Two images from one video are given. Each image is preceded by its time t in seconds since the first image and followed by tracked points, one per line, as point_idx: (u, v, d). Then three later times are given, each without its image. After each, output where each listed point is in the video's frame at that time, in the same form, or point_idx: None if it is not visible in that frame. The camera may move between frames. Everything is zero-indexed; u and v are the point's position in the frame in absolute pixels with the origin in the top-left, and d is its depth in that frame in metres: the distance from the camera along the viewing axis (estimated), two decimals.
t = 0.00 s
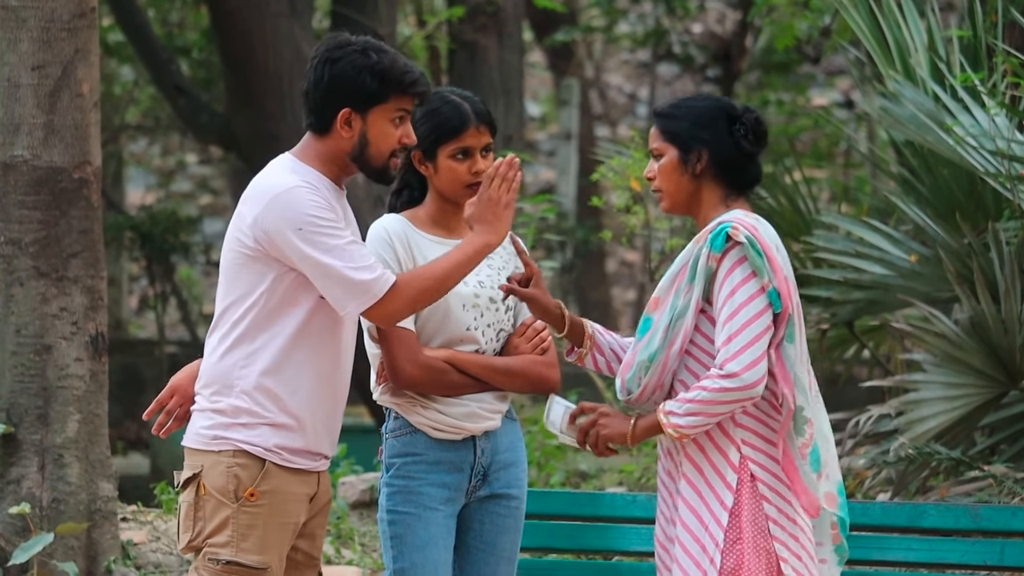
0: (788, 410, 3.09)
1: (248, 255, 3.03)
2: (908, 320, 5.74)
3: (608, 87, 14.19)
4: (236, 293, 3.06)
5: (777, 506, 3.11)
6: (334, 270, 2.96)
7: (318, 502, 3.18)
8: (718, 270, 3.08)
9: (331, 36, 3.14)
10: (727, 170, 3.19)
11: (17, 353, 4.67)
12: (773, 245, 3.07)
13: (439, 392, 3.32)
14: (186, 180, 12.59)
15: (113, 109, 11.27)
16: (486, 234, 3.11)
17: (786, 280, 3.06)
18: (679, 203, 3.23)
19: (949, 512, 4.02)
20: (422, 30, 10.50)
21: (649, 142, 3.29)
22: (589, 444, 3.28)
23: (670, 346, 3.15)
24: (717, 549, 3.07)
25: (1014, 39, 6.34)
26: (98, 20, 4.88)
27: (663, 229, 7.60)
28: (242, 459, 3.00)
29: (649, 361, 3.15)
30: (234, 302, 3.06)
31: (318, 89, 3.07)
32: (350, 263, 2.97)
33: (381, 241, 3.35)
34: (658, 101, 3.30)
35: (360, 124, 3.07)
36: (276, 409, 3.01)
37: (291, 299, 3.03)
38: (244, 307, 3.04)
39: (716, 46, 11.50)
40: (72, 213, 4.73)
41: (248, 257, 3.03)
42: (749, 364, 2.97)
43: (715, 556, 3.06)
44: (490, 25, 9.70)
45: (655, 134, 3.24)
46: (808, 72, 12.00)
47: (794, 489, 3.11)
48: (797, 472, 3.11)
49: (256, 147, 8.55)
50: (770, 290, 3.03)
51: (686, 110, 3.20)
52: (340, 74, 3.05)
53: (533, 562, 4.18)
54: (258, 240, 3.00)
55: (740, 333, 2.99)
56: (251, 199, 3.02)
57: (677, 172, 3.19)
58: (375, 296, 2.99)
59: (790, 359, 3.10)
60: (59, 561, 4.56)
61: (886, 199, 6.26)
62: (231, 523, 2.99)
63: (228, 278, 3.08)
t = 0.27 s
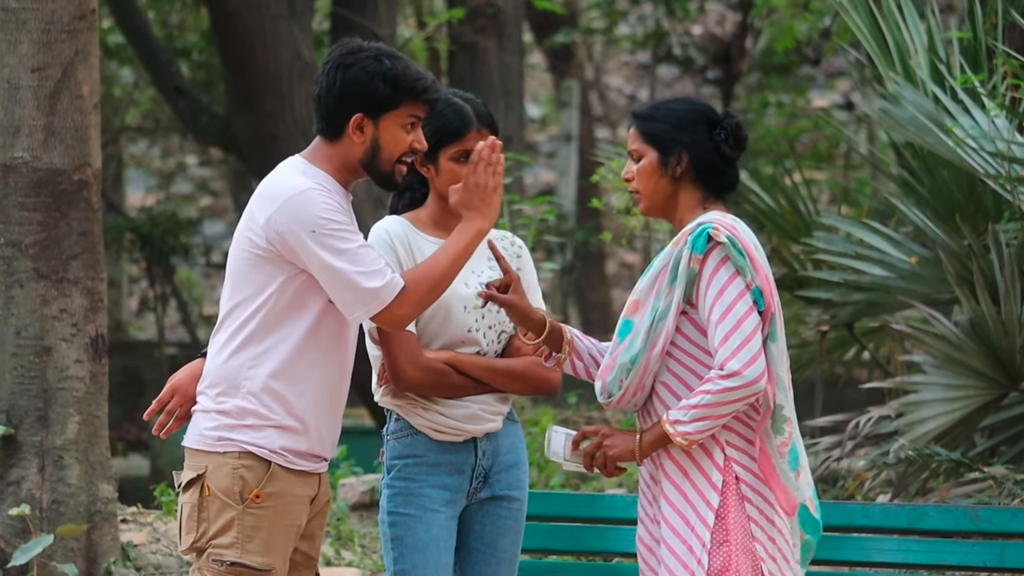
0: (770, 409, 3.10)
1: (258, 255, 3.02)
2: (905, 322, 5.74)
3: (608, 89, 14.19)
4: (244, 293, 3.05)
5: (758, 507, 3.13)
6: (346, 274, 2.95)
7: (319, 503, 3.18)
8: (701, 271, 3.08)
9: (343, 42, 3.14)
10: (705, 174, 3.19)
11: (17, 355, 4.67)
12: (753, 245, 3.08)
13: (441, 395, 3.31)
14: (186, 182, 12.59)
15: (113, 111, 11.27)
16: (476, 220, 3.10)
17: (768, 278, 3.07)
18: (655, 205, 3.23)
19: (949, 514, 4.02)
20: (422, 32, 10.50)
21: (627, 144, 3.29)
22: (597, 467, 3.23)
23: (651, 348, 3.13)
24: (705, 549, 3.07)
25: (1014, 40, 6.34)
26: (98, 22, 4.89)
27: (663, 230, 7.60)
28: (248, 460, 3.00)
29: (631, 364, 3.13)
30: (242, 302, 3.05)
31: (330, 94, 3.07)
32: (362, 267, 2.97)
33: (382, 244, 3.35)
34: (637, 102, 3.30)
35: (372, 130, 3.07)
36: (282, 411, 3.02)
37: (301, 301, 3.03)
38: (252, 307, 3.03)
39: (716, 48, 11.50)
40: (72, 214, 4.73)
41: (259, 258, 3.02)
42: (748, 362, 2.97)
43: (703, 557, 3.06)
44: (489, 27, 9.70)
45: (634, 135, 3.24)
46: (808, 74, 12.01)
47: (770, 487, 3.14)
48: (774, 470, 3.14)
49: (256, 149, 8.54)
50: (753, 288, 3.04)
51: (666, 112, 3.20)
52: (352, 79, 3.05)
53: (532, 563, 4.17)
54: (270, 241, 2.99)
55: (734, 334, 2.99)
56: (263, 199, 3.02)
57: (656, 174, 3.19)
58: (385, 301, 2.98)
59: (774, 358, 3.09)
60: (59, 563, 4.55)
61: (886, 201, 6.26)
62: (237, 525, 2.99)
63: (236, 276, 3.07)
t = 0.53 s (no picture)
0: (756, 409, 3.10)
1: (255, 255, 3.02)
2: (906, 323, 5.74)
3: (609, 90, 14.19)
4: (241, 293, 3.05)
5: (750, 505, 3.14)
6: (341, 273, 2.95)
7: (318, 503, 3.18)
8: (688, 272, 3.08)
9: (345, 45, 3.14)
10: (694, 176, 3.20)
11: (17, 355, 4.67)
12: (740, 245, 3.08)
13: (445, 395, 3.31)
14: (186, 183, 12.59)
15: (113, 111, 11.26)
16: (467, 216, 3.12)
17: (756, 278, 3.08)
18: (644, 202, 3.23)
19: (949, 514, 4.02)
20: (422, 32, 10.50)
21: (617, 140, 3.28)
22: (591, 471, 3.22)
23: (639, 349, 3.12)
24: (700, 549, 3.07)
25: (1014, 41, 6.35)
26: (98, 22, 4.89)
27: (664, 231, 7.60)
28: (246, 460, 3.00)
29: (619, 364, 3.13)
30: (240, 303, 3.05)
31: (332, 96, 3.07)
32: (357, 266, 2.97)
33: (386, 244, 3.34)
34: (631, 101, 3.30)
35: (374, 132, 3.07)
36: (280, 411, 3.02)
37: (297, 301, 3.03)
38: (249, 308, 3.03)
39: (716, 48, 11.50)
40: (73, 214, 4.73)
41: (256, 257, 3.02)
42: (737, 362, 2.97)
43: (698, 558, 3.06)
44: (490, 28, 9.71)
45: (625, 131, 3.24)
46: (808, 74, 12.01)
47: (755, 485, 3.13)
48: (759, 469, 3.12)
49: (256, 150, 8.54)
50: (741, 288, 3.04)
51: (658, 111, 3.20)
52: (355, 81, 3.05)
53: (533, 564, 4.16)
54: (266, 241, 2.99)
55: (722, 334, 2.99)
56: (260, 199, 3.02)
57: (646, 173, 3.19)
58: (379, 300, 2.98)
59: (762, 358, 3.08)
60: (60, 563, 4.55)
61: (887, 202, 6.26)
62: (235, 525, 2.99)
63: (233, 276, 3.07)
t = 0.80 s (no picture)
0: (748, 412, 3.09)
1: (248, 259, 3.03)
2: (906, 323, 5.74)
3: (609, 90, 14.19)
4: (238, 295, 3.05)
5: (743, 506, 3.13)
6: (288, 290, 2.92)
7: (323, 505, 3.19)
8: (683, 274, 3.08)
9: (340, 44, 3.14)
10: (692, 175, 3.20)
11: (18, 355, 4.67)
12: (735, 248, 3.08)
13: (446, 394, 3.31)
14: (186, 183, 12.59)
15: (113, 111, 11.25)
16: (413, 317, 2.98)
17: (750, 282, 3.07)
18: (640, 204, 3.23)
19: (949, 514, 4.02)
20: (422, 32, 10.50)
21: (610, 141, 3.28)
22: (582, 472, 3.25)
23: (632, 350, 3.12)
24: (693, 551, 3.07)
25: (1015, 40, 6.35)
26: (99, 22, 4.89)
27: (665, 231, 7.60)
28: (251, 461, 3.00)
29: (611, 365, 3.13)
30: (235, 304, 3.06)
31: (327, 96, 3.07)
32: (304, 288, 2.92)
33: (389, 244, 3.33)
34: (623, 101, 3.30)
35: (370, 131, 3.08)
36: (278, 412, 3.02)
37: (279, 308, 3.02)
38: (244, 310, 3.04)
39: (716, 48, 11.50)
40: (73, 214, 4.73)
41: (247, 260, 3.03)
42: (727, 366, 2.97)
43: (691, 559, 3.06)
44: (490, 28, 9.71)
45: (618, 133, 3.24)
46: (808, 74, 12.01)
47: (747, 488, 3.13)
48: (750, 472, 3.12)
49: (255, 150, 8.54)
50: (734, 292, 3.04)
51: (650, 111, 3.20)
52: (349, 80, 3.05)
53: (534, 564, 4.16)
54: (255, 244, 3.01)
55: (713, 338, 2.99)
56: (252, 201, 3.03)
57: (642, 174, 3.19)
58: (303, 331, 2.91)
59: (754, 362, 3.08)
60: (60, 563, 4.56)
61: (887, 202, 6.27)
62: (241, 525, 2.98)
63: (228, 280, 3.07)
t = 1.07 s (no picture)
0: (747, 414, 3.09)
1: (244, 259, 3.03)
2: (908, 322, 5.74)
3: (610, 90, 14.19)
4: (235, 296, 3.05)
5: (739, 508, 3.12)
6: (260, 292, 2.88)
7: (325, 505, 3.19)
8: (684, 274, 3.07)
9: (336, 44, 3.14)
10: (692, 172, 3.20)
11: (18, 355, 4.67)
12: (737, 249, 3.08)
13: (445, 394, 3.31)
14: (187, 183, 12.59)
15: (113, 111, 11.25)
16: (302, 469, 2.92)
17: (752, 283, 3.07)
18: (643, 206, 3.23)
19: (949, 515, 4.02)
20: (422, 32, 10.50)
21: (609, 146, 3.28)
22: (584, 473, 3.22)
23: (633, 349, 3.12)
24: (686, 552, 3.07)
25: (1015, 40, 6.35)
26: (100, 23, 4.90)
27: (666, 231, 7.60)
28: (254, 462, 3.00)
29: (612, 364, 3.13)
30: (232, 304, 3.06)
31: (323, 95, 3.06)
32: (275, 292, 2.88)
33: (390, 244, 3.32)
34: (619, 105, 3.30)
35: (366, 130, 3.08)
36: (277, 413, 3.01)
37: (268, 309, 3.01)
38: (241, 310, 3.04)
39: (717, 49, 11.50)
40: (73, 214, 4.73)
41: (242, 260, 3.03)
42: (726, 367, 2.97)
43: (684, 560, 3.07)
44: (490, 28, 9.70)
45: (618, 137, 3.23)
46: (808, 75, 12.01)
47: (744, 490, 3.13)
48: (747, 474, 3.11)
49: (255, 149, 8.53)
50: (736, 294, 3.04)
51: (648, 112, 3.20)
52: (345, 80, 3.05)
53: (533, 565, 4.15)
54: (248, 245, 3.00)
55: (713, 338, 2.99)
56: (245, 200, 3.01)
57: (644, 176, 3.19)
58: (263, 338, 2.87)
59: (755, 364, 3.07)
60: (60, 563, 4.55)
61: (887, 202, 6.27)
62: (244, 527, 2.98)
63: (225, 282, 3.07)
